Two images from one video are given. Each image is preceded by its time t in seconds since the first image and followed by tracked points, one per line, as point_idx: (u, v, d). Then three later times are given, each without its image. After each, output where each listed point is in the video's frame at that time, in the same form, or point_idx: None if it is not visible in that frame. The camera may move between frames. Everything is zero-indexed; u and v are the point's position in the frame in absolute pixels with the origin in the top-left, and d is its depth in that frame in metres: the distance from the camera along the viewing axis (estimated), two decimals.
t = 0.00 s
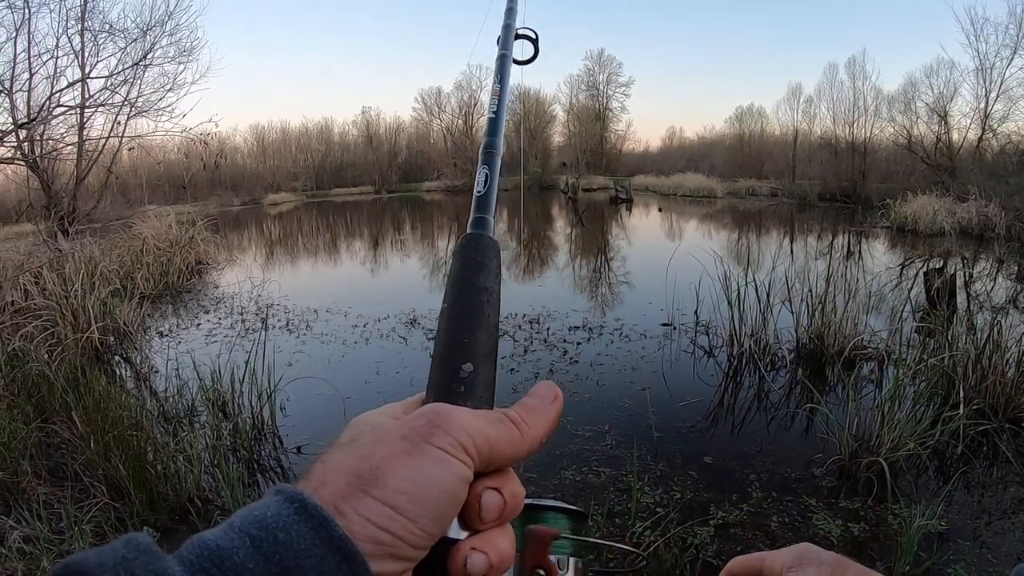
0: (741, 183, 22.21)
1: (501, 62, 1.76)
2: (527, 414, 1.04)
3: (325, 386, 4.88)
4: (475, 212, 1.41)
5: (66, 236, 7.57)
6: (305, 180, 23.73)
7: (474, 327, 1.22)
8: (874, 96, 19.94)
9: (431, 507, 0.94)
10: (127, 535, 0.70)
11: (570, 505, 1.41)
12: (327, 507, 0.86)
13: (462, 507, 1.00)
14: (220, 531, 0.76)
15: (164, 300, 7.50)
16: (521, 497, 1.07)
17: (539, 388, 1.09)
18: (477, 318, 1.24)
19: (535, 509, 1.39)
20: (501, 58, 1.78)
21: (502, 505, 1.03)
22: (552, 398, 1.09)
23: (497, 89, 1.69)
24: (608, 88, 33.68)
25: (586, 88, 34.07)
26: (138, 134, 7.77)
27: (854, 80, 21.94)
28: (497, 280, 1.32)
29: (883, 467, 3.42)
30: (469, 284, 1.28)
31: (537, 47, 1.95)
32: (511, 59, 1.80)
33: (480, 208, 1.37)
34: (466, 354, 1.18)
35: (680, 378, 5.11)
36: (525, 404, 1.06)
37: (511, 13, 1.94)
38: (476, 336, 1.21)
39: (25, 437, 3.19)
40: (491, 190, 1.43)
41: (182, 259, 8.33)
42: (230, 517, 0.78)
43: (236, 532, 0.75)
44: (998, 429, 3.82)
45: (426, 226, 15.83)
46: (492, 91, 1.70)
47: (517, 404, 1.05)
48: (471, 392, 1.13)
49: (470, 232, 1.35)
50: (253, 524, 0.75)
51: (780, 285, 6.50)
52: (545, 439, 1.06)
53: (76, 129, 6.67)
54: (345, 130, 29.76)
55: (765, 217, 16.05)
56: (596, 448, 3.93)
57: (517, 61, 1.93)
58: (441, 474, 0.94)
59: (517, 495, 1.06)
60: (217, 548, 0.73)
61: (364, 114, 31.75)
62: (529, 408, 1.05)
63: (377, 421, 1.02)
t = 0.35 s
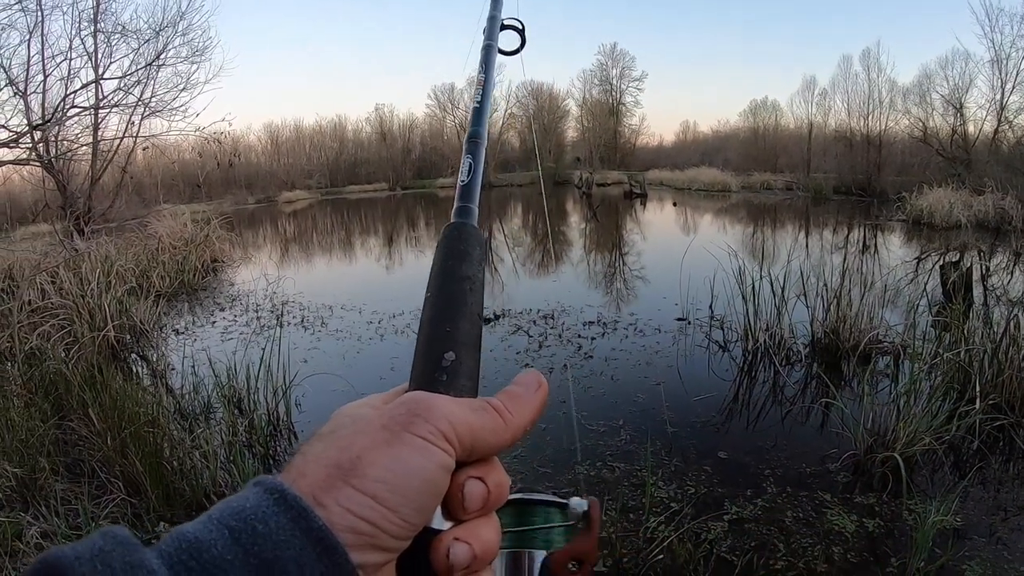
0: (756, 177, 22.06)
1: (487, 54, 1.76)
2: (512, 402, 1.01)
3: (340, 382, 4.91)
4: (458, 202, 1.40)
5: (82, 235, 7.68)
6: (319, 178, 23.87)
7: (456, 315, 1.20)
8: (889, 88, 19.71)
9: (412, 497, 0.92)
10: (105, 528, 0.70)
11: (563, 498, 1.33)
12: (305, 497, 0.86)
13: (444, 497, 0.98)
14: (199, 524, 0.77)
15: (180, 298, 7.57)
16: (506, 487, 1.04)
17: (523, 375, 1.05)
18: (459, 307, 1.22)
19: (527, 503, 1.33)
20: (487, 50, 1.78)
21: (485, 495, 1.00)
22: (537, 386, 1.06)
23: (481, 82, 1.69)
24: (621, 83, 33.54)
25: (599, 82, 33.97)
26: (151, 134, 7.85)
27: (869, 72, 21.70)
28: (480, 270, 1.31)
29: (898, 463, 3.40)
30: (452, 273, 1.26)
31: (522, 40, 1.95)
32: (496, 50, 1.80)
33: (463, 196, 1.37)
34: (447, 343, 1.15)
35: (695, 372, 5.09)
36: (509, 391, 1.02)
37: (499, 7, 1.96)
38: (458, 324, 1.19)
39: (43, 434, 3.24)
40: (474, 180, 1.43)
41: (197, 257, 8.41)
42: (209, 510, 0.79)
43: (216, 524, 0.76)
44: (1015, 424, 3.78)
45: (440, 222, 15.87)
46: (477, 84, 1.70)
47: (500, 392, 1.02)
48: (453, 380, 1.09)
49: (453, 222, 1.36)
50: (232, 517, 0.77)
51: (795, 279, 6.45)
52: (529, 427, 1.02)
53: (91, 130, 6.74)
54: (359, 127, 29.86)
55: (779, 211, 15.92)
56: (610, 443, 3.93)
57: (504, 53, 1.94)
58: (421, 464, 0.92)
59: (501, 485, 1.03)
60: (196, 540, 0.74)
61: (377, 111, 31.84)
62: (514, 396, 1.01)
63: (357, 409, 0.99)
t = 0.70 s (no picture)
0: (779, 170, 21.79)
1: (460, 42, 1.75)
2: (482, 396, 1.03)
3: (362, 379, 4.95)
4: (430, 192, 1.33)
5: (107, 237, 7.81)
6: (341, 176, 24.02)
7: (428, 307, 1.20)
8: (914, 79, 19.37)
9: (379, 493, 0.93)
10: (71, 530, 0.72)
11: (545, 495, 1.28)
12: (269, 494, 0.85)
13: (415, 492, 1.00)
14: (164, 524, 0.78)
15: (204, 297, 7.66)
16: (478, 480, 1.07)
17: (494, 368, 1.07)
18: (430, 298, 1.21)
19: (508, 501, 1.24)
20: (461, 38, 1.77)
21: (457, 489, 1.02)
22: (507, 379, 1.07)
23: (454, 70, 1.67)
24: (642, 77, 33.30)
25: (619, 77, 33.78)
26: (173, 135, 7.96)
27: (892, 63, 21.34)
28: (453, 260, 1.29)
29: (920, 460, 3.35)
30: (422, 265, 1.25)
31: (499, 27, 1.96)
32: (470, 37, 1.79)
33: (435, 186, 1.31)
34: (417, 336, 1.16)
35: (717, 368, 5.05)
36: (479, 386, 1.04)
37: None
38: (429, 316, 1.19)
39: (69, 432, 3.30)
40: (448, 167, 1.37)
41: (221, 257, 8.51)
42: (175, 511, 0.80)
43: (181, 524, 0.77)
44: None
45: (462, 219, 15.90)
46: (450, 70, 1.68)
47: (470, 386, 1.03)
48: (423, 373, 1.12)
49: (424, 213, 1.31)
50: (197, 515, 0.77)
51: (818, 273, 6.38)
52: (500, 421, 1.04)
53: (113, 133, 6.84)
54: (380, 126, 29.98)
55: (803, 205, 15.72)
56: (632, 439, 3.92)
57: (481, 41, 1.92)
58: (389, 459, 0.93)
59: (473, 479, 1.05)
60: (161, 540, 0.75)
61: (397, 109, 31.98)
62: (484, 390, 1.03)
63: (323, 404, 0.99)
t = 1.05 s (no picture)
0: (805, 167, 21.53)
1: (441, 46, 1.77)
2: (458, 402, 1.01)
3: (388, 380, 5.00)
4: (409, 199, 1.39)
5: (136, 241, 7.97)
6: (367, 179, 24.24)
7: (404, 311, 1.19)
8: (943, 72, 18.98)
9: (355, 504, 0.91)
10: (44, 547, 0.71)
11: (531, 502, 1.41)
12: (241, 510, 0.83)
13: (391, 501, 0.97)
14: (141, 537, 0.75)
15: (232, 300, 7.77)
16: (455, 487, 1.05)
17: (470, 374, 1.05)
18: (406, 303, 1.21)
19: (495, 507, 1.39)
20: (441, 42, 1.79)
21: (434, 497, 1.00)
22: (482, 384, 1.05)
23: (433, 74, 1.69)
24: (666, 75, 33.11)
25: (643, 76, 33.62)
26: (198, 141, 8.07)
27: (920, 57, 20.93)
28: (429, 264, 1.30)
29: (947, 462, 3.29)
30: (400, 271, 1.25)
31: (480, 28, 1.98)
32: (450, 39, 1.81)
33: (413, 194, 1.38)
34: (393, 342, 1.14)
35: (743, 368, 5.01)
36: (454, 392, 1.02)
37: None
38: (406, 320, 1.18)
39: (97, 433, 3.36)
40: (425, 174, 1.43)
41: (249, 260, 8.64)
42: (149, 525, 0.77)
43: (156, 539, 0.74)
44: None
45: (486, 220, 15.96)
46: (429, 75, 1.71)
47: (445, 394, 1.01)
48: (400, 380, 1.08)
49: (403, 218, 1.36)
50: (172, 530, 0.75)
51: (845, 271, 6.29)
52: (477, 427, 1.02)
53: (140, 139, 6.96)
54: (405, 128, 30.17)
55: (830, 202, 15.50)
56: (657, 440, 3.89)
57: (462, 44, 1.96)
58: (363, 470, 0.90)
59: (450, 486, 1.03)
60: (136, 557, 0.72)
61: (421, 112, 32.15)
62: (460, 395, 1.02)
63: (297, 414, 0.97)
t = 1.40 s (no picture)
0: (832, 165, 21.24)
1: (413, 52, 1.78)
2: (425, 404, 1.02)
3: (414, 382, 5.02)
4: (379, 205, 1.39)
5: (165, 246, 8.11)
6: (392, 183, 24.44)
7: (372, 317, 1.20)
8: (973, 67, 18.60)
9: (323, 504, 0.93)
10: (18, 548, 0.70)
11: (504, 506, 1.38)
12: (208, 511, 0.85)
13: (360, 503, 0.99)
14: (111, 540, 0.76)
15: (259, 303, 7.87)
16: (424, 489, 1.06)
17: (437, 376, 1.06)
18: (374, 308, 1.22)
19: (466, 513, 1.35)
20: (413, 48, 1.80)
21: (403, 498, 1.01)
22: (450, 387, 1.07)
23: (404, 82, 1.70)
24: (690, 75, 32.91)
25: (667, 76, 33.46)
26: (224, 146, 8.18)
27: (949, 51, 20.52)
28: (398, 269, 1.30)
29: (975, 464, 3.23)
30: (368, 277, 1.26)
31: (455, 33, 1.98)
32: (423, 45, 1.82)
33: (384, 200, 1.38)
34: (361, 347, 1.15)
35: (769, 369, 4.95)
36: (421, 395, 1.04)
37: (428, 6, 2.01)
38: (374, 326, 1.19)
39: (125, 434, 3.42)
40: (395, 181, 1.43)
41: (276, 263, 8.76)
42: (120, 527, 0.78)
43: (127, 541, 0.75)
44: None
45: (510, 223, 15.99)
46: (401, 84, 1.73)
47: (412, 397, 1.03)
48: (368, 384, 1.10)
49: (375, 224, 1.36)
50: (142, 531, 0.76)
51: (872, 271, 6.19)
52: (444, 429, 1.04)
53: (168, 146, 7.08)
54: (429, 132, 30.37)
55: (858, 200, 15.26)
56: (680, 442, 3.86)
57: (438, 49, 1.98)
58: (329, 470, 0.92)
59: (419, 488, 1.04)
60: (107, 557, 0.73)
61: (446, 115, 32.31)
62: (427, 398, 1.03)
63: (266, 419, 0.98)
